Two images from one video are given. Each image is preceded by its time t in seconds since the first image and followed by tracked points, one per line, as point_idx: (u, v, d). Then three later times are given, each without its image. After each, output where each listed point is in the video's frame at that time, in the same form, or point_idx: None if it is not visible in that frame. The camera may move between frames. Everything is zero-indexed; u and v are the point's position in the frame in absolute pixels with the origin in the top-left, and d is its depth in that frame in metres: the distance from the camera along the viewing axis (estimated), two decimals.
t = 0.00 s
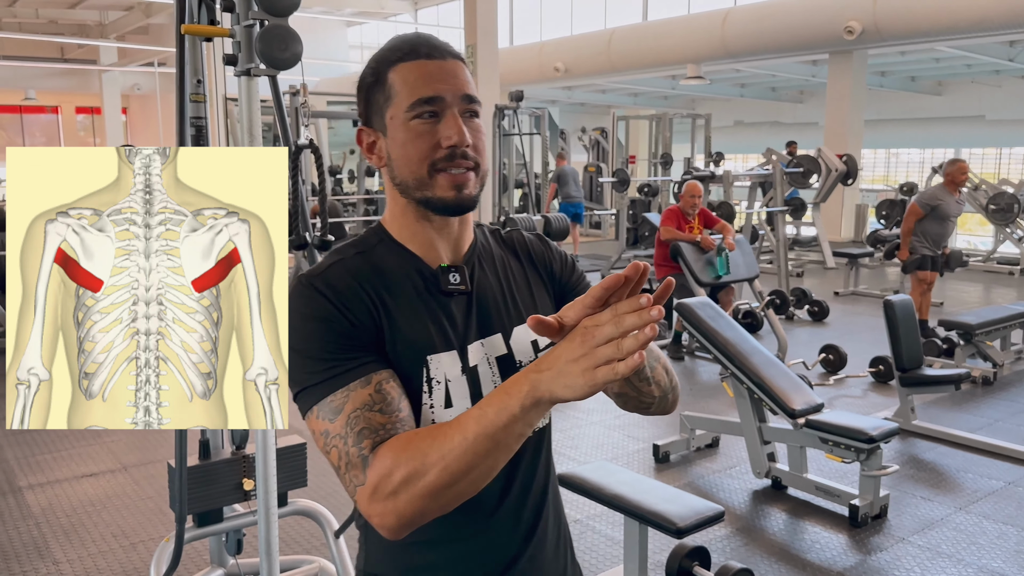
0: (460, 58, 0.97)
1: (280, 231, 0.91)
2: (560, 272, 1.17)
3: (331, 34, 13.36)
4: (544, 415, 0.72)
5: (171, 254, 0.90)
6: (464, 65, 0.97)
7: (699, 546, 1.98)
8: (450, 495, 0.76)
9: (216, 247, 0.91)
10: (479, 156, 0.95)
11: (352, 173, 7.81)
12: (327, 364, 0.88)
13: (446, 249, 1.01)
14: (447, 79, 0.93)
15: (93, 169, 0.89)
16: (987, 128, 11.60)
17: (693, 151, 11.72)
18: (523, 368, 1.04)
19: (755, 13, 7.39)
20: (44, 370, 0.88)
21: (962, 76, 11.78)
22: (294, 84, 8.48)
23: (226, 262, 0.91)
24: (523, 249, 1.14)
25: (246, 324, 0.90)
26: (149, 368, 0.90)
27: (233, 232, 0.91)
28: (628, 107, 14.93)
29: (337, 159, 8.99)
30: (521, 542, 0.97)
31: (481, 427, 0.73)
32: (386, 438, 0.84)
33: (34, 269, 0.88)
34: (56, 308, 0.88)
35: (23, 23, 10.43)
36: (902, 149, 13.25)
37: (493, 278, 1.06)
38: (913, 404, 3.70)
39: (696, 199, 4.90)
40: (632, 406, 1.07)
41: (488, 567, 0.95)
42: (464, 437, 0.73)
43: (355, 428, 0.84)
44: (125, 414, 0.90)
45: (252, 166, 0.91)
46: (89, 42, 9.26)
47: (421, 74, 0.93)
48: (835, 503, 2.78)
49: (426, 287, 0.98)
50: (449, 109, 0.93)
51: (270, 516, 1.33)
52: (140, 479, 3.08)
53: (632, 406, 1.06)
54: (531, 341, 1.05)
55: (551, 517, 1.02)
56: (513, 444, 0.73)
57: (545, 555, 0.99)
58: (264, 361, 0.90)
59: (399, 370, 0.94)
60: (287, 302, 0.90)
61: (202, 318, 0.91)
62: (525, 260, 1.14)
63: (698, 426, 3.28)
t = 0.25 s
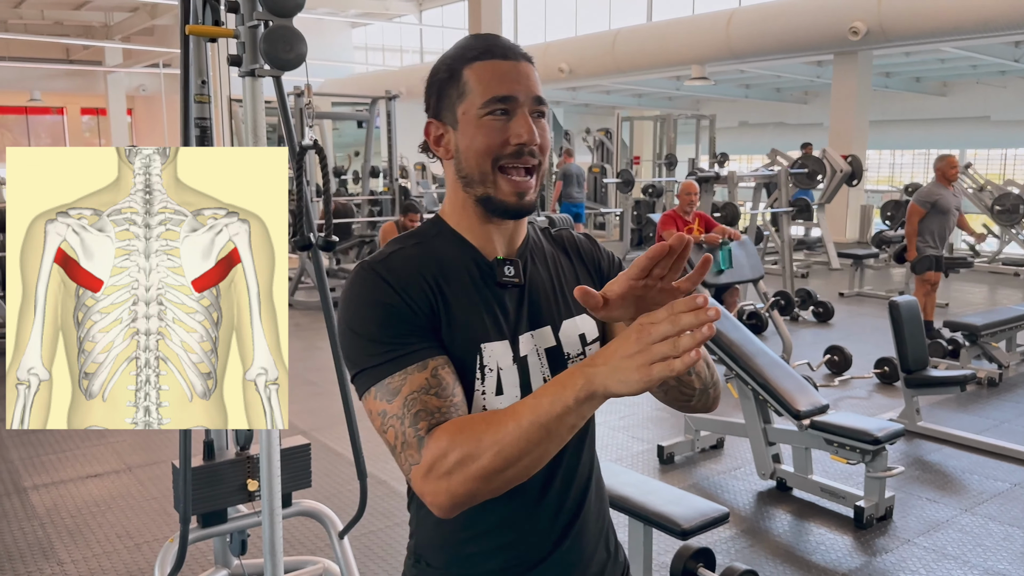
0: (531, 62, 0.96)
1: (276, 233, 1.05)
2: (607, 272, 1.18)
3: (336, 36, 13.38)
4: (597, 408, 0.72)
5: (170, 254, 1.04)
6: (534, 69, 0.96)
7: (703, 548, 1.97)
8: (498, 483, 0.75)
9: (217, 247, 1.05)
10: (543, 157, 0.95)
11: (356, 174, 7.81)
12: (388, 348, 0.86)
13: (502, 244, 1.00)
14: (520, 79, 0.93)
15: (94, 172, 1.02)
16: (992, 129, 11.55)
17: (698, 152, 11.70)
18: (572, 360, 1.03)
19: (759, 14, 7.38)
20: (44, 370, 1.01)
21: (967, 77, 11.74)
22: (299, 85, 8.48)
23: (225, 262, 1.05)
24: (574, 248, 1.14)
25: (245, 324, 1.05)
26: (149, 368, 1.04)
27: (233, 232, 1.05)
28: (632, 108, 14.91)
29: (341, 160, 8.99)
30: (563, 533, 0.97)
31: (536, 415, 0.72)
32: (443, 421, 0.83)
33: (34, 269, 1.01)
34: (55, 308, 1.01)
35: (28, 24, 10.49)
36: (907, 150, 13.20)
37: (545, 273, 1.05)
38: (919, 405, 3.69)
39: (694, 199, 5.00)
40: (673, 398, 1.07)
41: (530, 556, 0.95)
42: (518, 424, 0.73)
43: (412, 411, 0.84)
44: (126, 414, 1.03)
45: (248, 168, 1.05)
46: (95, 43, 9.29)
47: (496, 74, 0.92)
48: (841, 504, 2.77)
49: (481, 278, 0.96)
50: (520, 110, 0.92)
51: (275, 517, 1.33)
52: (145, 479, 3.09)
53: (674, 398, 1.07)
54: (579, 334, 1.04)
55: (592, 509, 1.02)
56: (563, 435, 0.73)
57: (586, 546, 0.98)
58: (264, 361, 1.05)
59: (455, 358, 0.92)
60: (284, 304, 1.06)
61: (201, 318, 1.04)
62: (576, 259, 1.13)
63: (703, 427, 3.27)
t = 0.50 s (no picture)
0: (584, 70, 0.97)
1: (277, 233, 1.05)
2: (648, 277, 1.17)
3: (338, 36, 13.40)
4: (635, 409, 0.76)
5: (170, 254, 1.03)
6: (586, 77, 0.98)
7: (706, 548, 1.96)
8: (538, 479, 0.79)
9: (217, 247, 1.04)
10: (593, 166, 0.96)
11: (358, 174, 7.82)
12: (436, 346, 0.89)
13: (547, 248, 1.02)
14: (573, 89, 0.94)
15: (94, 171, 1.02)
16: (995, 129, 11.53)
17: (699, 153, 11.70)
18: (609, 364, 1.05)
19: (762, 14, 7.37)
20: (44, 371, 1.01)
21: (970, 77, 11.73)
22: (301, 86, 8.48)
23: (225, 262, 1.04)
24: (616, 253, 1.14)
25: (245, 324, 1.05)
26: (149, 368, 1.04)
27: (233, 232, 1.05)
28: (634, 108, 14.91)
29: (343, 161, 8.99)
30: (594, 525, 0.99)
31: (576, 415, 0.76)
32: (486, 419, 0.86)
33: (34, 269, 1.01)
34: (56, 308, 1.01)
35: (32, 24, 10.52)
36: (910, 150, 13.18)
37: (587, 277, 1.06)
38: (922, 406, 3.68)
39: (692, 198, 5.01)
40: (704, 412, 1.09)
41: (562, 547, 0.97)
42: (559, 423, 0.76)
43: (458, 407, 0.87)
44: (125, 414, 1.03)
45: (250, 168, 1.05)
46: (97, 43, 9.31)
47: (550, 83, 0.93)
48: (843, 505, 2.76)
49: (526, 281, 0.98)
50: (572, 119, 0.94)
51: (275, 517, 1.33)
52: (147, 480, 3.09)
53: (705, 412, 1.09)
54: (616, 339, 1.07)
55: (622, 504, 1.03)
56: (602, 434, 0.77)
57: (615, 539, 1.01)
58: (264, 361, 1.05)
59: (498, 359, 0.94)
60: (285, 304, 1.06)
61: (201, 318, 1.04)
62: (617, 264, 1.13)
63: (705, 428, 3.26)
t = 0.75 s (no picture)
0: (601, 71, 0.98)
1: (276, 233, 1.06)
2: (666, 278, 1.17)
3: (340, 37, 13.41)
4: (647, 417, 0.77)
5: (170, 255, 1.04)
6: (603, 77, 0.98)
7: (706, 548, 1.96)
8: (549, 478, 0.81)
9: (217, 247, 1.05)
10: (611, 164, 0.96)
11: (359, 175, 7.82)
12: (455, 342, 0.90)
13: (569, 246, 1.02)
14: (588, 90, 0.95)
15: (94, 171, 1.03)
16: (996, 129, 11.52)
17: (700, 153, 11.69)
18: (626, 363, 1.05)
19: (762, 14, 7.37)
20: (44, 371, 1.02)
21: (971, 77, 11.73)
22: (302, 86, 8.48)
23: (225, 262, 1.05)
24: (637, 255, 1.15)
25: (245, 324, 1.05)
26: (149, 368, 1.04)
27: (233, 233, 1.05)
28: (635, 109, 14.91)
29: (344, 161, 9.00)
30: (610, 521, 0.99)
31: (589, 418, 0.77)
32: (502, 414, 0.87)
33: (34, 269, 1.01)
34: (56, 308, 1.02)
35: (32, 24, 10.53)
36: (910, 150, 13.18)
37: (607, 277, 1.06)
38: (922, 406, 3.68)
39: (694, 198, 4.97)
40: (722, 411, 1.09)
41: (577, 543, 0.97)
42: (572, 427, 0.78)
43: (473, 401, 0.87)
44: (125, 414, 1.03)
45: (250, 167, 1.05)
46: (98, 44, 9.31)
47: (565, 85, 0.94)
48: (843, 505, 2.76)
49: (546, 281, 0.99)
50: (587, 117, 0.94)
51: (276, 517, 1.33)
52: (148, 480, 3.09)
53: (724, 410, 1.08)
54: (634, 338, 1.07)
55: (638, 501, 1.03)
56: (614, 439, 0.78)
57: (630, 536, 1.01)
58: (263, 362, 1.05)
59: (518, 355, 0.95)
60: (284, 304, 1.06)
61: (201, 318, 1.04)
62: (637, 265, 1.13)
63: (706, 428, 3.26)
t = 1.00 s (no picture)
0: (581, 68, 0.98)
1: (276, 233, 1.06)
2: (671, 279, 1.15)
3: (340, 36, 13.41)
4: (628, 408, 0.78)
5: (170, 255, 1.04)
6: (584, 75, 0.98)
7: (705, 548, 1.96)
8: (536, 470, 0.82)
9: (217, 247, 1.05)
10: (592, 158, 0.96)
11: (359, 175, 7.83)
12: (448, 340, 0.91)
13: (563, 244, 1.01)
14: (561, 87, 0.95)
15: (94, 171, 1.03)
16: (995, 129, 11.54)
17: (700, 153, 11.70)
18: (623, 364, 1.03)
19: (762, 14, 7.38)
20: (44, 371, 1.02)
21: (970, 77, 11.74)
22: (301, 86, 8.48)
23: (226, 262, 1.05)
24: (639, 254, 1.13)
25: (245, 324, 1.05)
26: (149, 368, 1.04)
27: (233, 232, 1.05)
28: (634, 109, 14.92)
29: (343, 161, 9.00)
30: (609, 521, 0.99)
31: (572, 411, 0.78)
32: (490, 410, 0.88)
33: (34, 269, 1.01)
34: (56, 308, 1.02)
35: (33, 25, 10.53)
36: (910, 150, 13.19)
37: (605, 275, 1.05)
38: (922, 406, 3.68)
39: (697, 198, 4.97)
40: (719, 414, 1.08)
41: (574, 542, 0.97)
42: (556, 418, 0.79)
43: (463, 398, 0.89)
44: (125, 414, 1.03)
45: (250, 167, 1.06)
46: (98, 44, 9.30)
47: (538, 84, 0.95)
48: (843, 505, 2.76)
49: (540, 279, 0.98)
50: (560, 115, 0.95)
51: (276, 516, 1.33)
52: (148, 480, 3.10)
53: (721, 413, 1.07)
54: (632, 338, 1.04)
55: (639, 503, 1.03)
56: (599, 429, 0.79)
57: (632, 536, 1.00)
58: (263, 361, 1.05)
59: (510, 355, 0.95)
60: (284, 303, 1.06)
61: (201, 318, 1.04)
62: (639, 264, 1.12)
63: (705, 428, 3.26)
